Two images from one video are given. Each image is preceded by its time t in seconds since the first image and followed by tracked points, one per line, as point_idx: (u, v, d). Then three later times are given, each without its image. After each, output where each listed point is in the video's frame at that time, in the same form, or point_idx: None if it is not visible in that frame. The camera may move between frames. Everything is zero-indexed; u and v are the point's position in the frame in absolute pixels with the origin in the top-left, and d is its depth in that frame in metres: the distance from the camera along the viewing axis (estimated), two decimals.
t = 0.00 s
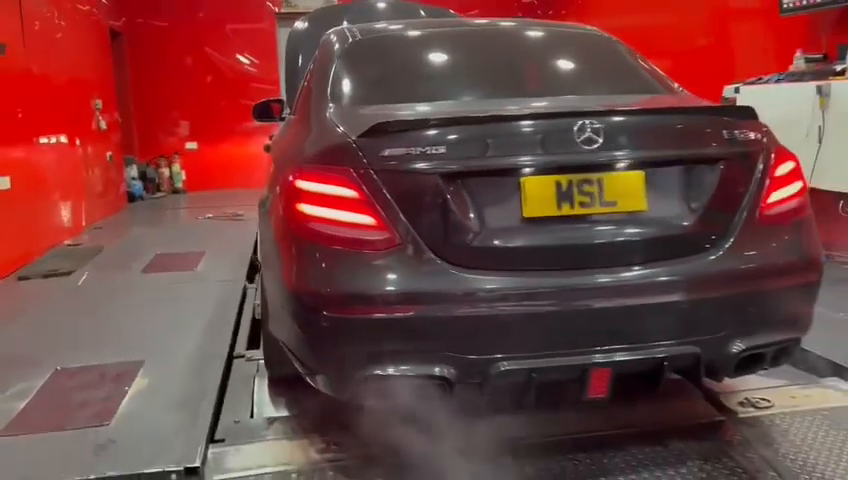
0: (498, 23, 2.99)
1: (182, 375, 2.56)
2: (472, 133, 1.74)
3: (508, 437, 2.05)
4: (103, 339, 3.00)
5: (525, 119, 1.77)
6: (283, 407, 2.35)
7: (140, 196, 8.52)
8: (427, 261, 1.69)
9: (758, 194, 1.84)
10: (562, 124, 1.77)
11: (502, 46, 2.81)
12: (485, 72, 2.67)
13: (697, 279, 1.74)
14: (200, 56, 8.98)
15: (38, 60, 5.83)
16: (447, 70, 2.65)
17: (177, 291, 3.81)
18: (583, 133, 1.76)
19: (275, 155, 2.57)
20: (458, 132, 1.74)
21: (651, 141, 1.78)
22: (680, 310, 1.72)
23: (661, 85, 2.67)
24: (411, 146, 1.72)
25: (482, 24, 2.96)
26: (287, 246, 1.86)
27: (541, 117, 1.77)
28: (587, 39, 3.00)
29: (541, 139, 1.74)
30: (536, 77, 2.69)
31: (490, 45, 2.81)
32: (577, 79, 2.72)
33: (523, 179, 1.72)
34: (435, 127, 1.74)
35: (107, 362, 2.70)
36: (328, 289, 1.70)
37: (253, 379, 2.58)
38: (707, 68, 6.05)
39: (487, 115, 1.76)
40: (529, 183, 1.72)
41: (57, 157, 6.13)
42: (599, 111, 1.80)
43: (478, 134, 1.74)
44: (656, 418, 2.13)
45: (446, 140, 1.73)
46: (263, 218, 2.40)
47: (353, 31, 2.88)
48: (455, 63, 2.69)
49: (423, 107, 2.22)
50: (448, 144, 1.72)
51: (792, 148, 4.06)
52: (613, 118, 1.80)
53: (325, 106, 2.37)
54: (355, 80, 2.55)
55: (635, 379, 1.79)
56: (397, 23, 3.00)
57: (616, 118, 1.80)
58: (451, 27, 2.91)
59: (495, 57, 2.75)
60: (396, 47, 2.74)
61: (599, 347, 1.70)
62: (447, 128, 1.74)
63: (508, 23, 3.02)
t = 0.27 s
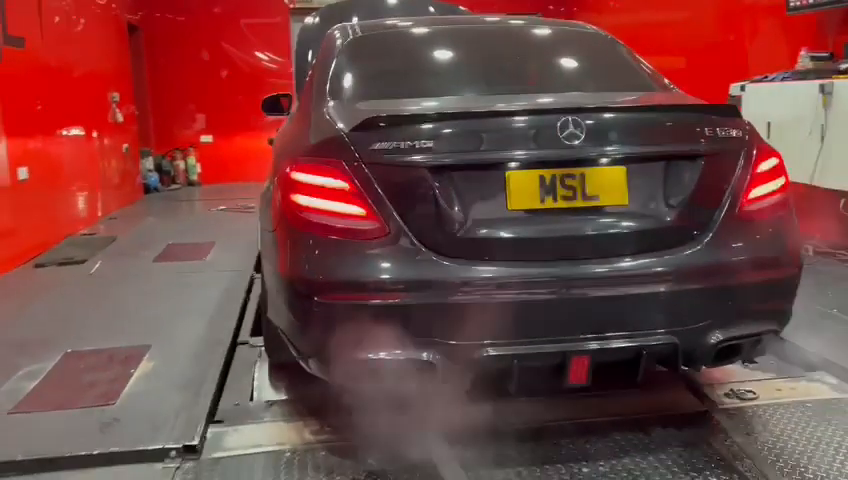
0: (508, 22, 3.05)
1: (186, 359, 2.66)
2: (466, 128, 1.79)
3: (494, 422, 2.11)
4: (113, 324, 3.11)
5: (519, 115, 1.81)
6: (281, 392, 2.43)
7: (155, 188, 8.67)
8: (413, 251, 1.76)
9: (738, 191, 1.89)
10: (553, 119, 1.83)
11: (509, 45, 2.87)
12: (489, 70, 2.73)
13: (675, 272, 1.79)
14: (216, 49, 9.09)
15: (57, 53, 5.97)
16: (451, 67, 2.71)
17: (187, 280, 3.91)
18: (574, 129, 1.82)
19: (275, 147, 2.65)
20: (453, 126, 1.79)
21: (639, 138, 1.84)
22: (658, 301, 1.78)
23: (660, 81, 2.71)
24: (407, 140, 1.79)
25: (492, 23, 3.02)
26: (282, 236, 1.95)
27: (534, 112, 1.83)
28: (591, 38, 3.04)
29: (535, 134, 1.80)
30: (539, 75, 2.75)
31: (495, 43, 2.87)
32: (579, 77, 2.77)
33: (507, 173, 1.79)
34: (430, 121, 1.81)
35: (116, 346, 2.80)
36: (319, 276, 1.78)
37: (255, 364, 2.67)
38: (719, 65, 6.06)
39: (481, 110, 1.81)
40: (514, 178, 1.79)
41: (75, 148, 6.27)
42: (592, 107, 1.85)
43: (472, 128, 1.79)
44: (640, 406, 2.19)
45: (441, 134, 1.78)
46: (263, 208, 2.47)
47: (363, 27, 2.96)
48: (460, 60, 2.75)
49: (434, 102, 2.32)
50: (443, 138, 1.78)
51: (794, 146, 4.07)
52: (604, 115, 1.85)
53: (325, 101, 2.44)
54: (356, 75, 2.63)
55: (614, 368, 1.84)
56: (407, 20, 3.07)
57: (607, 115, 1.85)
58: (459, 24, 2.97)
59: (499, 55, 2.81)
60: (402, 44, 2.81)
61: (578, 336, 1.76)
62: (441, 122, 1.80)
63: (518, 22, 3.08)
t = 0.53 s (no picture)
0: (518, 21, 3.11)
1: (193, 344, 2.77)
2: (462, 124, 1.88)
3: (483, 407, 2.19)
4: (125, 310, 3.23)
5: (514, 113, 1.91)
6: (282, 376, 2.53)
7: (173, 180, 8.84)
8: (402, 242, 1.84)
9: (719, 190, 1.97)
10: (548, 117, 1.92)
11: (515, 44, 2.94)
12: (494, 69, 2.80)
13: (654, 266, 1.87)
14: (234, 43, 9.21)
15: (78, 47, 6.12)
16: (457, 65, 2.79)
17: (198, 269, 4.03)
18: (565, 127, 1.90)
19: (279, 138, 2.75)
20: (449, 122, 1.88)
21: (626, 136, 1.91)
22: (637, 293, 1.87)
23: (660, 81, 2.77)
24: (404, 134, 1.87)
25: (502, 22, 3.08)
26: (280, 226, 2.04)
27: (528, 111, 1.92)
28: (595, 39, 3.10)
29: (530, 132, 1.89)
30: (543, 74, 2.81)
31: (502, 42, 2.93)
32: (583, 77, 2.83)
33: (494, 168, 1.88)
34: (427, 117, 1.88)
35: (126, 331, 2.92)
36: (313, 265, 1.88)
37: (258, 350, 2.77)
38: (733, 63, 6.06)
39: (477, 108, 1.90)
40: (501, 174, 1.87)
41: (94, 140, 6.42)
42: (584, 106, 1.93)
43: (467, 125, 1.88)
44: (626, 396, 2.26)
45: (437, 129, 1.87)
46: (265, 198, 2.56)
47: (373, 24, 3.04)
48: (466, 59, 2.82)
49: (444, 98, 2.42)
50: (439, 133, 1.86)
51: (799, 145, 4.09)
52: (596, 113, 1.93)
53: (327, 97, 2.53)
54: (360, 71, 2.72)
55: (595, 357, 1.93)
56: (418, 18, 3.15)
57: (600, 113, 1.93)
58: (467, 23, 3.04)
59: (505, 54, 2.88)
60: (410, 42, 2.89)
61: (559, 325, 1.85)
62: (439, 118, 1.88)
63: (528, 21, 3.14)
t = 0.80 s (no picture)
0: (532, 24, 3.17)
1: (202, 332, 2.88)
2: (458, 124, 1.98)
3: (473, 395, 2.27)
4: (140, 298, 3.36)
5: (511, 114, 1.99)
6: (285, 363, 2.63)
7: (194, 174, 9.02)
8: (394, 235, 1.93)
9: (705, 189, 2.04)
10: (546, 118, 2.00)
11: (525, 45, 3.01)
12: (502, 70, 2.87)
13: (650, 262, 1.95)
14: (256, 39, 9.35)
15: (104, 43, 6.29)
16: (465, 66, 2.86)
17: (212, 260, 4.16)
18: (559, 127, 1.99)
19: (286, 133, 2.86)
20: (448, 122, 1.98)
21: (617, 138, 2.00)
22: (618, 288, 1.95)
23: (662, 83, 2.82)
24: (404, 134, 1.97)
25: (516, 24, 3.15)
26: (282, 220, 2.13)
27: (526, 111, 2.00)
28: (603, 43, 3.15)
29: (530, 132, 1.98)
30: (550, 75, 2.87)
31: (512, 43, 3.00)
32: (589, 79, 2.89)
33: (484, 166, 1.97)
34: (427, 117, 1.98)
35: (139, 318, 3.05)
36: (309, 255, 1.98)
37: (265, 338, 2.88)
38: (750, 62, 6.06)
39: (478, 108, 2.00)
40: (490, 172, 1.97)
41: (117, 134, 6.60)
42: (579, 107, 2.01)
43: (466, 125, 1.98)
44: (614, 387, 2.32)
45: (437, 129, 1.97)
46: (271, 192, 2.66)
47: (388, 24, 3.13)
48: (474, 59, 2.89)
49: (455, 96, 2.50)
50: (436, 133, 1.96)
51: (807, 145, 4.10)
52: (591, 115, 2.01)
53: (333, 96, 2.64)
54: (367, 70, 2.82)
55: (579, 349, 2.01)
56: (433, 18, 3.23)
57: (594, 116, 2.01)
58: (478, 24, 3.12)
59: (515, 55, 2.95)
60: (422, 42, 2.97)
61: (542, 318, 1.94)
62: (438, 118, 1.98)
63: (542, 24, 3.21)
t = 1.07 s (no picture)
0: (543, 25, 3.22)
1: (210, 324, 2.97)
2: (458, 123, 2.04)
3: (468, 387, 2.33)
4: (153, 291, 3.47)
5: (509, 114, 2.05)
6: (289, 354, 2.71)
7: (213, 171, 9.15)
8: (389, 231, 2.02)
9: (694, 188, 2.08)
10: (545, 118, 2.05)
11: (533, 47, 3.05)
12: (509, 72, 2.92)
13: (649, 258, 2.01)
14: (276, 38, 9.47)
15: (125, 42, 6.42)
16: (474, 67, 2.92)
17: (226, 255, 4.26)
18: (557, 127, 2.04)
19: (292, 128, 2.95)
20: (448, 121, 2.04)
21: (614, 138, 2.04)
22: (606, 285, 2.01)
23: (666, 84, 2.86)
24: (410, 134, 2.03)
25: (529, 26, 3.19)
26: (281, 214, 2.21)
27: (524, 111, 2.06)
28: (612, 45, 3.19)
29: (531, 131, 2.03)
30: (557, 77, 2.91)
31: (520, 44, 3.05)
32: (595, 80, 2.93)
33: (476, 165, 2.03)
34: (427, 116, 2.05)
35: (151, 310, 3.15)
36: (307, 249, 2.07)
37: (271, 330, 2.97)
38: (766, 62, 6.03)
39: (478, 109, 2.06)
40: (482, 171, 2.03)
41: (138, 132, 6.75)
42: (575, 108, 2.06)
43: (467, 125, 2.04)
44: (607, 382, 2.36)
45: (438, 128, 2.03)
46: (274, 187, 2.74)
47: (399, 24, 3.20)
48: (482, 61, 2.95)
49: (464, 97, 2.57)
50: (437, 132, 2.03)
51: (816, 146, 4.08)
52: (588, 115, 2.06)
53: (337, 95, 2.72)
54: (374, 68, 2.90)
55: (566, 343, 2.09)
56: (448, 19, 3.29)
57: (591, 116, 2.06)
58: (489, 25, 3.17)
59: (524, 56, 3.00)
60: (433, 41, 3.03)
61: (530, 312, 2.01)
62: (438, 117, 2.05)
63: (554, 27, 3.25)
